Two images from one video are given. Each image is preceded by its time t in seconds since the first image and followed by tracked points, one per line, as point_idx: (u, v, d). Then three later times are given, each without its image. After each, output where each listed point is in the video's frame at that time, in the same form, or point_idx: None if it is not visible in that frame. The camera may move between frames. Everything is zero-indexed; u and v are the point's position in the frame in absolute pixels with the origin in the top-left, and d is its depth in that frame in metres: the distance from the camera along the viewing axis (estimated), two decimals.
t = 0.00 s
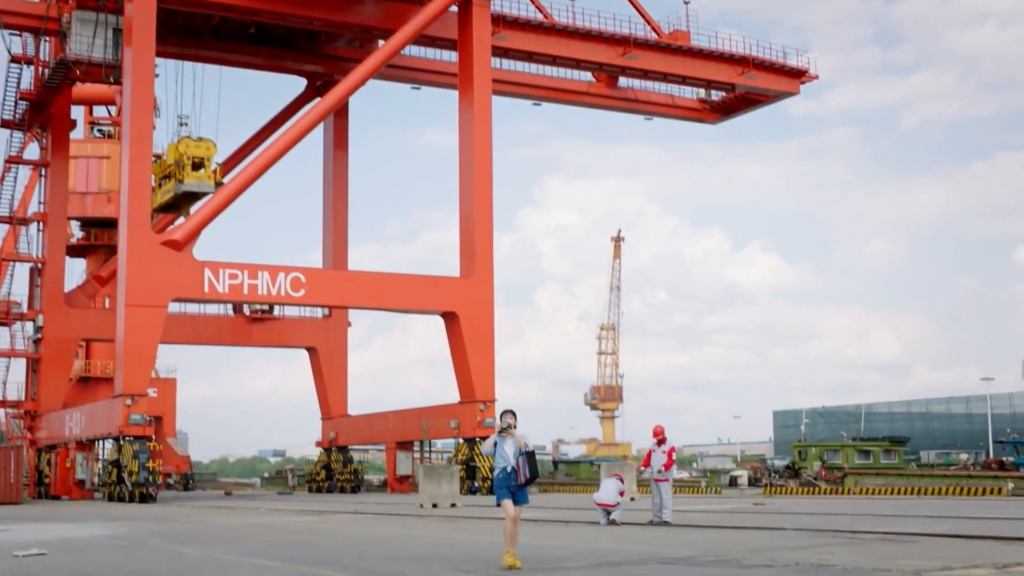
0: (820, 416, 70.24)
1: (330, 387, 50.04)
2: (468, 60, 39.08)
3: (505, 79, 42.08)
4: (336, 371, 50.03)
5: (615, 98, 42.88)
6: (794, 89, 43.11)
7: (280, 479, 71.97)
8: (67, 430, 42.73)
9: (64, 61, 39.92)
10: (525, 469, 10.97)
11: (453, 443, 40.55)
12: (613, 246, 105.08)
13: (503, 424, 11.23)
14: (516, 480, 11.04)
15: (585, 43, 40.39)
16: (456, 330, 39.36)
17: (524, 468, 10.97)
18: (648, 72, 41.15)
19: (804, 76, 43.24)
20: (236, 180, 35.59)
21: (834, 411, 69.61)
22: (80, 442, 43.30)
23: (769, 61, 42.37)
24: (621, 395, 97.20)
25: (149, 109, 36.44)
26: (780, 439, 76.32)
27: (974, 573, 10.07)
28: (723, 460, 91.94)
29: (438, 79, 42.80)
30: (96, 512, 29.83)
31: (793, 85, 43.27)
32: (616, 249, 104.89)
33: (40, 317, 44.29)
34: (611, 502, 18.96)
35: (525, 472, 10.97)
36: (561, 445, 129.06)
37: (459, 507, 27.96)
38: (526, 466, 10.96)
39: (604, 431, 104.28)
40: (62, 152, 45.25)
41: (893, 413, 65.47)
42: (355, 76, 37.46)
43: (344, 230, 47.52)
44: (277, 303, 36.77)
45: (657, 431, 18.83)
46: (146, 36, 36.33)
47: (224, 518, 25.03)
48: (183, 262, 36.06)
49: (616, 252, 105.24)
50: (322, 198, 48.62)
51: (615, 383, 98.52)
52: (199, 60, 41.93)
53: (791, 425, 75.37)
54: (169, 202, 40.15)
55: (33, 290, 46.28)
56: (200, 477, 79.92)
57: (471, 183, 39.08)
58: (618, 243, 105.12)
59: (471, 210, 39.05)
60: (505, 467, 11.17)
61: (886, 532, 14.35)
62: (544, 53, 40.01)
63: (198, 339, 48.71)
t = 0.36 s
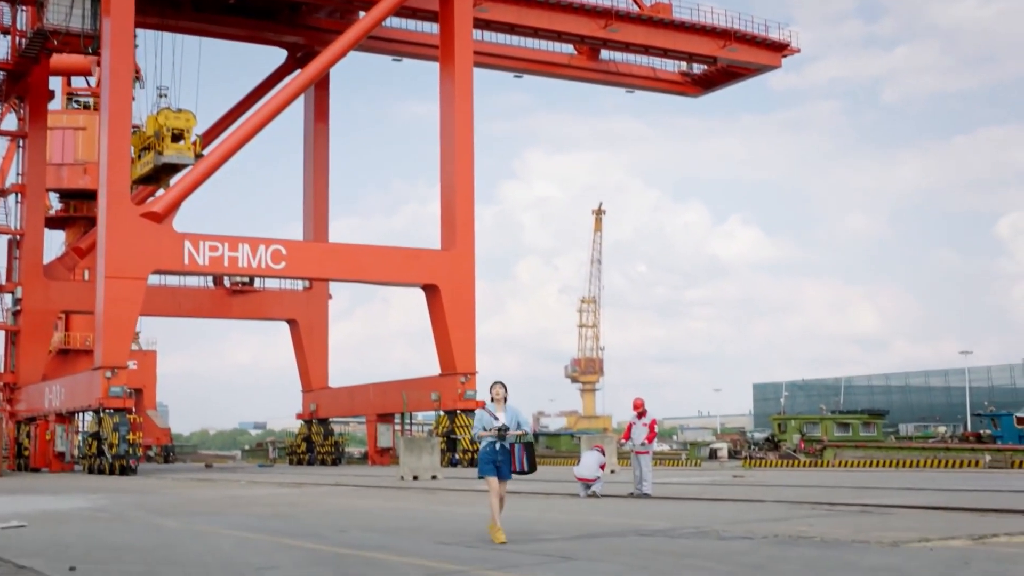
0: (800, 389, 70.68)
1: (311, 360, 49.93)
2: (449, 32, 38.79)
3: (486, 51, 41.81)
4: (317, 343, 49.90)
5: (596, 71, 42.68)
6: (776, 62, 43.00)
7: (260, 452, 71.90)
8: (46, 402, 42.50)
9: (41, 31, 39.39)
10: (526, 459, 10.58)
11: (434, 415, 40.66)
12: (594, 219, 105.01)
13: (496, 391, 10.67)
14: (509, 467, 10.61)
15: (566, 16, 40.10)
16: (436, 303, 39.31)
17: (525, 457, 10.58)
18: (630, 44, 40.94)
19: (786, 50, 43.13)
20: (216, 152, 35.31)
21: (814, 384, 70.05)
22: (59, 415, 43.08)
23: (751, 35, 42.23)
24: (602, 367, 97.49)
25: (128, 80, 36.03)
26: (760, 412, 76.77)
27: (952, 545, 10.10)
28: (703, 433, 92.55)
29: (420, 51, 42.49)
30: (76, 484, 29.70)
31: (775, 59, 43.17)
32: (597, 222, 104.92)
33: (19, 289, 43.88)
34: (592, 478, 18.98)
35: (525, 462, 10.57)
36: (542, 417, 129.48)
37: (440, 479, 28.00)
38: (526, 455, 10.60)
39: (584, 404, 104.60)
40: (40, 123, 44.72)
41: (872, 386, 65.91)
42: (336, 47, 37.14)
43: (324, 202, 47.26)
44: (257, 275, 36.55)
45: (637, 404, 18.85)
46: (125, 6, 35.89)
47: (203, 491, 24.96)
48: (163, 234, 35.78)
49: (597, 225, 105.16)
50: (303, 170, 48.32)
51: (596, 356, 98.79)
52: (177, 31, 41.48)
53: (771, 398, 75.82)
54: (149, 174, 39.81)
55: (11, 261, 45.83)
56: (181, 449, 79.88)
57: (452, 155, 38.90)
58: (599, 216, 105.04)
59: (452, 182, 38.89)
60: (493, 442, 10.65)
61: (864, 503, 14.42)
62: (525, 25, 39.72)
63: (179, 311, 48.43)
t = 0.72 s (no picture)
0: (782, 367, 71.08)
1: (294, 339, 49.82)
2: (433, 10, 38.58)
3: (470, 29, 41.64)
4: (300, 322, 49.76)
5: (581, 50, 42.49)
6: (761, 41, 42.86)
7: (244, 431, 71.86)
8: (29, 380, 42.35)
9: (21, 8, 38.99)
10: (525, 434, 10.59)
11: (417, 394, 40.76)
12: (577, 198, 104.86)
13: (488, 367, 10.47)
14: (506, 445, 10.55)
15: None
16: (420, 281, 39.24)
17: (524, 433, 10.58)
18: (614, 23, 40.68)
19: (770, 29, 42.99)
20: (199, 130, 35.06)
21: (796, 363, 70.44)
22: (41, 393, 42.91)
23: (735, 13, 42.09)
24: (585, 346, 97.68)
25: (110, 57, 35.69)
26: (743, 391, 77.17)
27: (932, 524, 10.16)
28: (685, 412, 93.01)
29: (404, 29, 42.28)
30: (59, 463, 29.64)
31: (760, 38, 43.03)
32: (581, 201, 104.86)
33: None
34: (575, 456, 19.00)
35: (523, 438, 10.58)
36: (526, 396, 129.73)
37: (423, 457, 28.04)
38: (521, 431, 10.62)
39: (567, 382, 104.86)
40: (21, 101, 44.30)
41: (854, 364, 66.28)
42: (319, 25, 36.86)
43: (308, 180, 47.06)
44: (240, 254, 36.33)
45: (621, 382, 18.86)
46: None
47: (187, 469, 24.93)
48: (145, 212, 35.53)
49: (580, 204, 105.05)
50: (286, 148, 48.11)
51: (579, 335, 99.01)
52: (160, 8, 41.14)
53: (753, 376, 76.17)
54: (131, 152, 39.56)
55: None
56: (164, 428, 79.70)
57: (436, 134, 38.74)
58: (582, 195, 104.91)
59: (436, 161, 38.77)
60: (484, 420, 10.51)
61: (846, 481, 14.50)
62: (510, 4, 39.43)
63: (161, 289, 48.16)
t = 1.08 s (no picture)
0: (769, 353, 71.43)
1: (281, 323, 49.71)
2: None
3: (458, 13, 41.48)
4: (287, 306, 49.67)
5: (570, 35, 42.32)
6: (749, 27, 42.76)
7: (231, 415, 71.79)
8: (15, 365, 42.18)
9: None
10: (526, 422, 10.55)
11: (405, 378, 40.78)
12: (564, 183, 104.77)
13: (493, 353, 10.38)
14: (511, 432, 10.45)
15: None
16: (407, 266, 39.16)
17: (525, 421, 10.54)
18: (602, 8, 40.55)
19: (758, 14, 42.88)
20: (186, 114, 34.83)
21: (783, 348, 70.72)
22: (27, 378, 42.71)
23: None
24: (572, 331, 97.79)
25: (95, 40, 35.40)
26: (730, 375, 77.42)
27: (918, 508, 10.19)
28: (672, 396, 93.31)
29: (391, 12, 42.07)
30: (46, 449, 29.56)
31: (747, 23, 42.94)
32: (569, 185, 104.74)
33: None
34: (561, 433, 18.98)
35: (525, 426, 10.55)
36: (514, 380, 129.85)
37: (410, 442, 28.06)
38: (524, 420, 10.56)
39: (554, 368, 105.00)
40: (5, 85, 43.96)
41: (840, 350, 66.54)
42: (306, 8, 36.62)
43: (295, 165, 46.88)
44: (227, 238, 36.18)
45: (608, 367, 18.87)
46: None
47: (173, 454, 24.90)
48: (131, 197, 35.34)
49: (568, 189, 104.97)
50: (273, 132, 47.91)
51: (566, 320, 99.11)
52: None
53: (740, 361, 76.43)
54: (117, 136, 39.34)
55: None
56: (151, 412, 79.51)
57: (424, 119, 38.60)
58: (570, 180, 104.86)
59: (423, 146, 38.64)
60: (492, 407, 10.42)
61: (832, 466, 14.55)
62: None
63: (148, 274, 47.95)
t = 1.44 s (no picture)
0: (755, 342, 71.67)
1: (267, 312, 49.61)
2: None
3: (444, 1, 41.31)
4: (273, 294, 49.55)
5: (555, 23, 42.21)
6: (736, 16, 42.64)
7: (217, 404, 71.62)
8: None
9: None
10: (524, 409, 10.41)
11: (391, 366, 40.85)
12: (551, 172, 104.59)
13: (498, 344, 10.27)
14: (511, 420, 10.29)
15: None
16: (393, 255, 39.07)
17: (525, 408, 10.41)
18: None
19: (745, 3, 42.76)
20: (170, 102, 34.63)
21: (769, 337, 70.92)
22: (12, 366, 42.51)
23: None
24: (559, 320, 97.81)
25: (80, 27, 35.15)
26: (716, 364, 77.64)
27: (902, 496, 10.24)
28: (658, 385, 93.60)
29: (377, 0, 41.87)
30: (30, 437, 29.41)
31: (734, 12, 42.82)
32: (556, 174, 104.64)
33: None
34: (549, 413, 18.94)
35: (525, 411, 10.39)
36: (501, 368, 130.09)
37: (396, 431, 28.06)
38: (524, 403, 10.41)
39: (541, 356, 105.03)
40: None
41: (826, 339, 66.76)
42: None
43: (281, 153, 46.69)
44: (213, 227, 36.00)
45: (595, 355, 18.86)
46: None
47: (159, 442, 24.82)
48: (117, 184, 35.14)
49: (554, 178, 104.79)
50: (259, 120, 47.70)
51: (553, 308, 99.20)
52: None
53: (726, 350, 76.60)
54: (101, 124, 39.12)
55: None
56: (136, 400, 79.28)
57: (410, 108, 38.47)
58: (557, 169, 104.71)
59: (409, 135, 38.54)
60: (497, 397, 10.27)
61: (818, 455, 14.60)
62: None
63: (134, 262, 47.68)
